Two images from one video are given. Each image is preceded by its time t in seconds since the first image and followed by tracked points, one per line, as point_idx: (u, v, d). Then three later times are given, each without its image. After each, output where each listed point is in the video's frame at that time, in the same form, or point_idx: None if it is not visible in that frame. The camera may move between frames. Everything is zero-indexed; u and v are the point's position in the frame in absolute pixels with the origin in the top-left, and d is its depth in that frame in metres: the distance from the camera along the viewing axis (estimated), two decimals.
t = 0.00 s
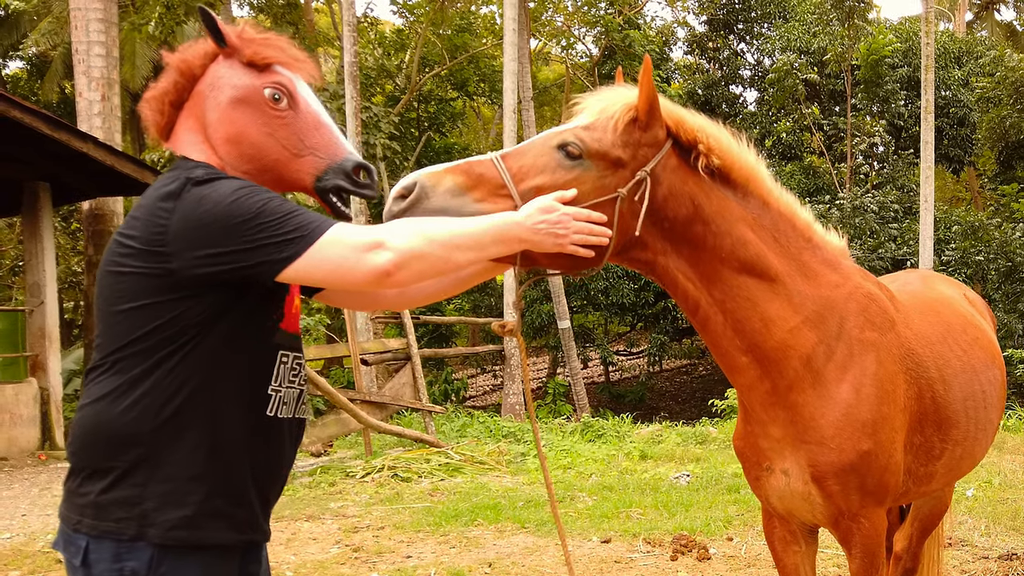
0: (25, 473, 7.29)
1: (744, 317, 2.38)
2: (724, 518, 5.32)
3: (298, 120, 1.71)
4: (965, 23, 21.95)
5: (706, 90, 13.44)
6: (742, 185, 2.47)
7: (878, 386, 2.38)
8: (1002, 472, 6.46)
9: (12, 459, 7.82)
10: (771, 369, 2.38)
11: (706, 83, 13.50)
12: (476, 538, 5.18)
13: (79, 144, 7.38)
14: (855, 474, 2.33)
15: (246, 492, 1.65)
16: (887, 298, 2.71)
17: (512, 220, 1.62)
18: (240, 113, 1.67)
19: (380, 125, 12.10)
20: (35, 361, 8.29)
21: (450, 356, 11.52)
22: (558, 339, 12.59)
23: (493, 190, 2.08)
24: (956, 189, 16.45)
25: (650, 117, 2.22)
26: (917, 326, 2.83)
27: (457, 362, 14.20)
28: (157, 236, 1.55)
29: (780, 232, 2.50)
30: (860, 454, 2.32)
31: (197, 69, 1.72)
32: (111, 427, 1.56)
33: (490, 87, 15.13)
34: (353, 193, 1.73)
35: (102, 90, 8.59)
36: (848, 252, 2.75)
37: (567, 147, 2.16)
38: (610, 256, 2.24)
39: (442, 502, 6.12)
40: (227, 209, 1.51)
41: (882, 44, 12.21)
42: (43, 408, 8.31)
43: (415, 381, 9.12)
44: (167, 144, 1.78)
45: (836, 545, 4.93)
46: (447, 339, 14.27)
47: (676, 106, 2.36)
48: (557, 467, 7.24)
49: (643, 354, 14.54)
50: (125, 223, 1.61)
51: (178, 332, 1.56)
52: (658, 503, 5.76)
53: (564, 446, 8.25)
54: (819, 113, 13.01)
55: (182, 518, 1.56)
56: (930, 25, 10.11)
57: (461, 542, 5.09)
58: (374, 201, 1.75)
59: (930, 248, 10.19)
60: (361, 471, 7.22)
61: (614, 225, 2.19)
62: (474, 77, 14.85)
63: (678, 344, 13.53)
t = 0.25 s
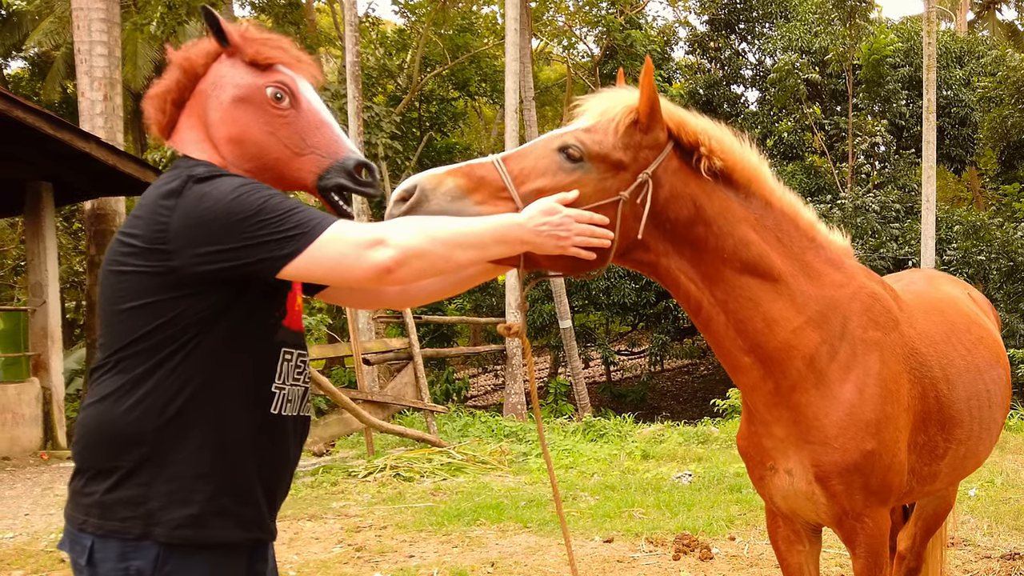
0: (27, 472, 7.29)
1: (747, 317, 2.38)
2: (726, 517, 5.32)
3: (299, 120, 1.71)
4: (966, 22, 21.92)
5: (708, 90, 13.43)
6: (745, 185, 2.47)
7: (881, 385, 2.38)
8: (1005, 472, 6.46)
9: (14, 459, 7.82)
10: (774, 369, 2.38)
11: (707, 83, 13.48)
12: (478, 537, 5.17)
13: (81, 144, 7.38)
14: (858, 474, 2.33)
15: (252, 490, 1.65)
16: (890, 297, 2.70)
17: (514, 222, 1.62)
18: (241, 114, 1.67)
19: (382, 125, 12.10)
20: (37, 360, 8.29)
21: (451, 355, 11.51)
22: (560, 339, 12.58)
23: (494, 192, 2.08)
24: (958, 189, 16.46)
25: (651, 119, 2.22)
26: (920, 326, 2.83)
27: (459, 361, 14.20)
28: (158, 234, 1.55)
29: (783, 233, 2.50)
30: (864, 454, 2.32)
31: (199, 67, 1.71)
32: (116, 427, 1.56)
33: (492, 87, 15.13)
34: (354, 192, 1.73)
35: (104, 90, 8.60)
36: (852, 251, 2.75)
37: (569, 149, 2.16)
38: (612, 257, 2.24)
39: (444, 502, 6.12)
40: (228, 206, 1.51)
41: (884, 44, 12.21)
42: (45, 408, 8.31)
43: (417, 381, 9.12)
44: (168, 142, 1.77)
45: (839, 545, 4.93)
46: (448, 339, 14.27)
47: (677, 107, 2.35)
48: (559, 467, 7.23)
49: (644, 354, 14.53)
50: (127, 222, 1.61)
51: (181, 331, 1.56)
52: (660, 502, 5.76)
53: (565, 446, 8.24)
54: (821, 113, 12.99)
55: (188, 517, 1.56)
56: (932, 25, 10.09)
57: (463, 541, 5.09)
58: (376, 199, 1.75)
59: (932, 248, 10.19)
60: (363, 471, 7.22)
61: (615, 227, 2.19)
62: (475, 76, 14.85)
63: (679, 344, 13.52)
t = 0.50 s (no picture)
0: (30, 472, 7.29)
1: (751, 317, 2.38)
2: (729, 517, 5.32)
3: (290, 100, 1.71)
4: (967, 23, 21.91)
5: (709, 89, 13.42)
6: (747, 186, 2.47)
7: (885, 385, 2.38)
8: (1006, 472, 6.48)
9: (16, 459, 7.81)
10: (778, 369, 2.38)
11: (709, 82, 13.47)
12: (481, 537, 5.17)
13: (84, 144, 7.38)
14: (861, 474, 2.33)
15: (260, 490, 1.65)
16: (894, 297, 2.70)
17: (518, 224, 1.63)
18: (235, 108, 1.68)
19: (383, 124, 12.11)
20: (39, 360, 8.29)
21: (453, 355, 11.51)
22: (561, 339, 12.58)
23: (498, 195, 2.08)
24: (959, 188, 16.47)
25: (654, 120, 2.22)
26: (924, 325, 2.83)
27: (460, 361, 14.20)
28: (167, 235, 1.55)
29: (787, 233, 2.50)
30: (868, 454, 2.32)
31: (183, 77, 1.72)
32: (124, 427, 1.56)
33: (493, 87, 15.13)
34: (361, 158, 1.73)
35: (106, 90, 8.60)
36: (855, 251, 2.75)
37: (571, 152, 2.16)
38: (616, 259, 2.24)
39: (447, 502, 6.12)
40: (236, 206, 1.51)
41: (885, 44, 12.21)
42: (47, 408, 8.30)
43: (419, 380, 9.12)
44: (166, 158, 1.78)
45: (842, 544, 4.92)
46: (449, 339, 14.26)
47: (679, 108, 2.35)
48: (561, 467, 7.23)
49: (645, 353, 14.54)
50: (135, 223, 1.62)
51: (191, 331, 1.56)
52: (663, 502, 5.76)
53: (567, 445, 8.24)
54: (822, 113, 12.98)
55: (196, 517, 1.56)
56: (934, 25, 10.09)
57: (466, 541, 5.09)
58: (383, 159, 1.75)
59: (934, 248, 10.19)
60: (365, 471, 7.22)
61: (621, 229, 2.19)
62: (477, 76, 14.86)
63: (680, 344, 13.52)
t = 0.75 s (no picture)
0: (32, 472, 7.29)
1: (754, 318, 2.38)
2: (731, 517, 5.32)
3: (302, 108, 1.71)
4: (968, 23, 21.90)
5: (710, 89, 13.41)
6: (751, 186, 2.47)
7: (887, 386, 2.38)
8: (1008, 472, 6.48)
9: (19, 459, 7.82)
10: (780, 370, 2.38)
11: (710, 82, 13.46)
12: (483, 537, 5.17)
13: (86, 144, 7.39)
14: (864, 474, 2.33)
15: (268, 491, 1.65)
16: (897, 298, 2.70)
17: (524, 224, 1.63)
18: (246, 110, 1.68)
19: (385, 124, 12.11)
20: (42, 360, 8.29)
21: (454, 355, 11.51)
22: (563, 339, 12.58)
23: (502, 195, 2.08)
24: (961, 189, 16.46)
25: (658, 120, 2.21)
26: (927, 326, 2.83)
27: (461, 361, 14.21)
28: (174, 236, 1.55)
29: (790, 233, 2.50)
30: (870, 454, 2.32)
31: (196, 74, 1.72)
32: (131, 427, 1.57)
33: (494, 87, 15.13)
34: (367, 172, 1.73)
35: (108, 90, 8.60)
36: (858, 251, 2.75)
37: (576, 152, 2.16)
38: (620, 259, 2.24)
39: (449, 502, 6.12)
40: (243, 208, 1.51)
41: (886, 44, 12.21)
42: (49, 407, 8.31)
43: (421, 380, 9.13)
44: (175, 151, 1.78)
45: (844, 544, 4.92)
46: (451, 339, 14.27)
47: (684, 109, 2.35)
48: (562, 467, 7.23)
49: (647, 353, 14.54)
50: (141, 224, 1.62)
51: (198, 332, 1.56)
52: (665, 502, 5.76)
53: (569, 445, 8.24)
54: (823, 113, 12.98)
55: (204, 518, 1.56)
56: (935, 25, 10.09)
57: (469, 541, 5.09)
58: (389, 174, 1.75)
59: (936, 248, 10.19)
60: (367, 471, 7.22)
61: (625, 229, 2.19)
62: (478, 76, 14.86)
63: (682, 344, 13.52)
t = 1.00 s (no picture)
0: (34, 472, 7.30)
1: (756, 319, 2.39)
2: (732, 517, 5.33)
3: (323, 125, 1.71)
4: (970, 22, 21.87)
5: (712, 90, 13.39)
6: (754, 187, 2.46)
7: (889, 386, 2.38)
8: (1010, 472, 6.48)
9: (21, 458, 7.84)
10: (782, 370, 2.38)
11: (711, 83, 13.45)
12: (485, 537, 5.17)
13: (88, 145, 7.39)
14: (866, 474, 2.33)
15: (273, 491, 1.65)
16: (898, 298, 2.70)
17: (528, 226, 1.63)
18: (267, 118, 1.68)
19: (387, 125, 12.12)
20: (44, 360, 8.30)
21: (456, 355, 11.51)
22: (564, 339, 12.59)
23: (507, 197, 2.08)
24: (962, 189, 16.45)
25: (662, 121, 2.22)
26: (929, 326, 2.83)
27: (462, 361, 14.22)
28: (179, 237, 1.55)
29: (792, 234, 2.50)
30: (871, 455, 2.32)
31: (223, 68, 1.73)
32: (136, 429, 1.57)
33: (496, 87, 15.14)
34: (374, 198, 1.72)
35: (110, 90, 8.60)
36: (860, 252, 2.75)
37: (580, 153, 2.16)
38: (623, 260, 2.24)
39: (451, 502, 6.12)
40: (250, 209, 1.51)
41: (887, 44, 12.20)
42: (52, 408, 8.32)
43: (423, 380, 9.13)
44: (189, 143, 1.78)
45: (846, 544, 4.91)
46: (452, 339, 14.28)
47: (688, 110, 2.35)
48: (564, 467, 7.23)
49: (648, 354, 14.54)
50: (146, 225, 1.62)
51: (203, 333, 1.57)
52: (666, 502, 5.76)
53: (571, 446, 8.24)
54: (824, 113, 12.97)
55: (209, 519, 1.56)
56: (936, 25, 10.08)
57: (470, 541, 5.09)
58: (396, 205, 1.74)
59: (937, 248, 10.19)
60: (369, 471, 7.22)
61: (627, 232, 2.19)
62: (479, 77, 14.87)
63: (683, 344, 13.52)
